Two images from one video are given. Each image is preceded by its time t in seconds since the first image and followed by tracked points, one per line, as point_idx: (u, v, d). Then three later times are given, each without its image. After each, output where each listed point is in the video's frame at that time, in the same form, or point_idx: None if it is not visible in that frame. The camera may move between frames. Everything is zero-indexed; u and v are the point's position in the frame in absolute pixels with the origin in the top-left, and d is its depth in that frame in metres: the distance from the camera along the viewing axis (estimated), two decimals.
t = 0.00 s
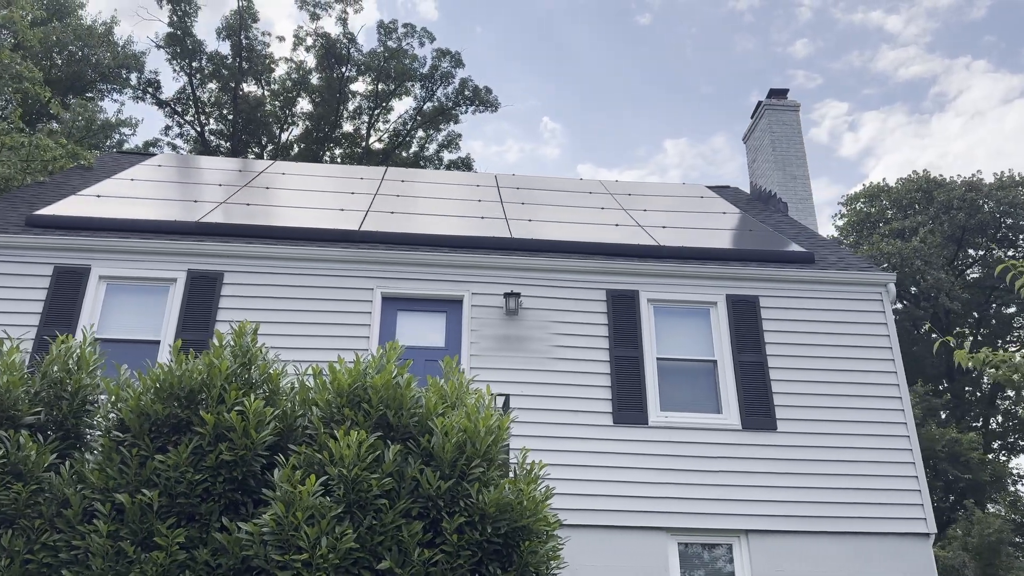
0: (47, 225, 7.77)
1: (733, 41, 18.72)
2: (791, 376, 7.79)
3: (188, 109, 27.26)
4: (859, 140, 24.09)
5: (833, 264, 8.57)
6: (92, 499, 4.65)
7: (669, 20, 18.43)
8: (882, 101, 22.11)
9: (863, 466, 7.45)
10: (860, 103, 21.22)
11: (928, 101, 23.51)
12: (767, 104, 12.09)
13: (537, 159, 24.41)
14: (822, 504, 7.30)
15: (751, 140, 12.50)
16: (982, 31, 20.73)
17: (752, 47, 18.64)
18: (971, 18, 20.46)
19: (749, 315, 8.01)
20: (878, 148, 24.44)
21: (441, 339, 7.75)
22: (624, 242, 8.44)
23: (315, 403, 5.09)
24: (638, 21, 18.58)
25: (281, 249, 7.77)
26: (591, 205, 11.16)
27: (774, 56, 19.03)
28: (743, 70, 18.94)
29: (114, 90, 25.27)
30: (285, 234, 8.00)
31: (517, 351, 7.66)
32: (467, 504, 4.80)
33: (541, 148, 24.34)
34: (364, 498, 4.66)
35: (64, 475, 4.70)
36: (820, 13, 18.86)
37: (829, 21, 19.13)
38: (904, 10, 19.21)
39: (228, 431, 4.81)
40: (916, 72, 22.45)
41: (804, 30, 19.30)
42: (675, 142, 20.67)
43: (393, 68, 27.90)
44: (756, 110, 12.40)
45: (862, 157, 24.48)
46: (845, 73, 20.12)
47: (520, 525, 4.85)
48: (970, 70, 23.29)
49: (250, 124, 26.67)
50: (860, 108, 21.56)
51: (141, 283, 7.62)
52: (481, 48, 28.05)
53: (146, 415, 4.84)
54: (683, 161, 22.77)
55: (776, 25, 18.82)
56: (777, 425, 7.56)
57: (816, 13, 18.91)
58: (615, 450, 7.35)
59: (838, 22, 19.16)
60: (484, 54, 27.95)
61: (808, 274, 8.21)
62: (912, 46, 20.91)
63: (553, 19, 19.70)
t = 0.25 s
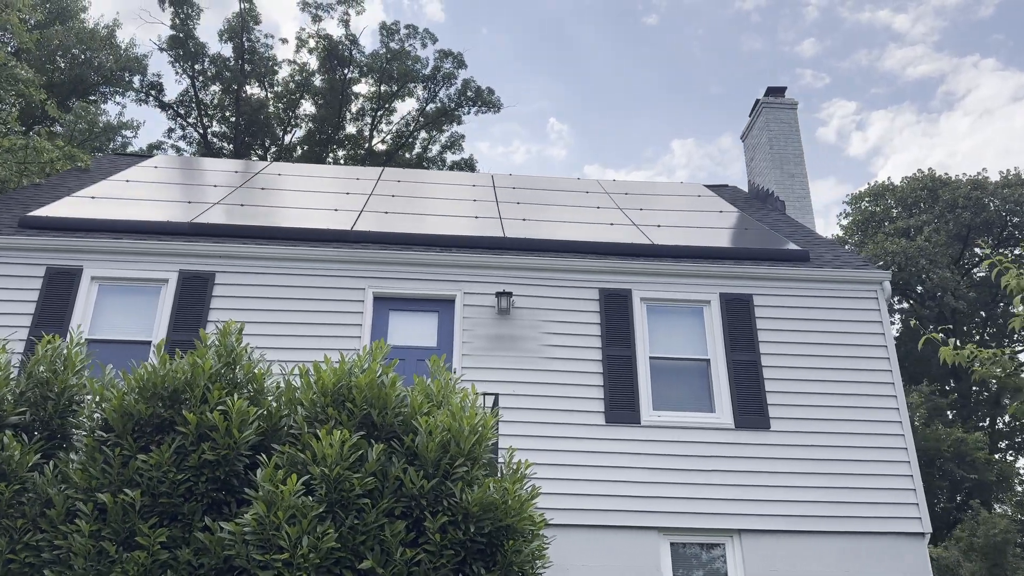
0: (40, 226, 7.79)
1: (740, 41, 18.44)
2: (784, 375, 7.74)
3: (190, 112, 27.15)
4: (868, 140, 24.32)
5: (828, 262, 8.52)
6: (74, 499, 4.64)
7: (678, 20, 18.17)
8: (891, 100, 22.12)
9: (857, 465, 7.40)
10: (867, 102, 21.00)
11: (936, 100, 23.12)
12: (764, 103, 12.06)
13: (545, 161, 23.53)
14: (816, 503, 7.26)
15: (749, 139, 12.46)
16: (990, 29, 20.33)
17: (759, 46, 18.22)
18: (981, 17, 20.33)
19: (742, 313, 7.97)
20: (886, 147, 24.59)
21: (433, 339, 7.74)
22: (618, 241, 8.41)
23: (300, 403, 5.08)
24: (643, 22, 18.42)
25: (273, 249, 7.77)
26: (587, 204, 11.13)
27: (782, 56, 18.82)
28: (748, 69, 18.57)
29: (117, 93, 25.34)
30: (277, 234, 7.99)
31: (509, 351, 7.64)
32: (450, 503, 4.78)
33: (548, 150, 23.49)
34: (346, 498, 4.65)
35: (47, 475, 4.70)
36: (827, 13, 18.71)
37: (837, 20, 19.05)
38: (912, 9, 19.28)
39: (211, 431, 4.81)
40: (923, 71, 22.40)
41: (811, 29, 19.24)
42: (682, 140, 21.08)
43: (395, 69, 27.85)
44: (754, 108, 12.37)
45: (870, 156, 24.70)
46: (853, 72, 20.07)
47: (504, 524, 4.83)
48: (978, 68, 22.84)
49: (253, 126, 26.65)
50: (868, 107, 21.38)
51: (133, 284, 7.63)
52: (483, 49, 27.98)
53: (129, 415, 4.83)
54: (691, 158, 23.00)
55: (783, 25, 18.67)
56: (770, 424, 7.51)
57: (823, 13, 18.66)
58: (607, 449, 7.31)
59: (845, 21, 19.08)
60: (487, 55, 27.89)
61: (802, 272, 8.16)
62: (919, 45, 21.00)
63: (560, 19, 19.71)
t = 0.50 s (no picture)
0: (34, 224, 7.81)
1: (749, 39, 18.42)
2: (778, 370, 7.70)
3: (193, 113, 27.04)
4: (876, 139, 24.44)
5: (823, 257, 8.47)
6: (60, 493, 4.65)
7: (686, 18, 18.07)
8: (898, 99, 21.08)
9: (851, 460, 7.36)
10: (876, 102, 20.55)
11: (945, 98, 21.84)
12: (762, 98, 12.04)
13: (551, 160, 23.92)
14: (809, 499, 7.22)
15: (747, 135, 12.42)
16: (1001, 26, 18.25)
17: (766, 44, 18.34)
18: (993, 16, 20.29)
19: (736, 309, 7.94)
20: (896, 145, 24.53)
21: (425, 336, 7.72)
22: (611, 237, 8.39)
23: (286, 398, 5.07)
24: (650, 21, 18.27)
25: (265, 246, 7.76)
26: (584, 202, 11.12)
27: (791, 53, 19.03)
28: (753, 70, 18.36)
29: (120, 94, 25.44)
30: (270, 232, 8.00)
31: (501, 347, 7.62)
32: (436, 497, 4.76)
33: (554, 149, 24.10)
34: (330, 492, 4.64)
35: (32, 471, 4.70)
36: (833, 10, 18.68)
37: (843, 18, 18.95)
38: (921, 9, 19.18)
39: (196, 426, 4.81)
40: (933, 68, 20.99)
41: (818, 28, 19.18)
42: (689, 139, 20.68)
43: (398, 70, 27.88)
44: (752, 105, 12.34)
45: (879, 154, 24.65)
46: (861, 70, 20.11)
47: (490, 519, 4.80)
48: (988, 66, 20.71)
49: (255, 125, 26.58)
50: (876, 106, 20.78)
51: (126, 282, 7.64)
52: (485, 48, 27.91)
53: (115, 410, 4.83)
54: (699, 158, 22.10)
55: (790, 23, 18.76)
56: (764, 419, 7.47)
57: (830, 11, 18.70)
58: (599, 445, 7.29)
59: (852, 19, 18.98)
60: (489, 54, 27.82)
61: (797, 267, 8.12)
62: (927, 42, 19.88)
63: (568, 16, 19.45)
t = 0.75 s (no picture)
0: (27, 224, 7.82)
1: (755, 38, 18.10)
2: (773, 368, 7.65)
3: (196, 115, 27.13)
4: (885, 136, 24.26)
5: (819, 254, 8.42)
6: (43, 493, 4.64)
7: (691, 19, 17.91)
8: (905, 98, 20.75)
9: (846, 459, 7.30)
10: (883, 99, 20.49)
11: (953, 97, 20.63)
12: (759, 96, 11.99)
13: (558, 160, 23.85)
14: (804, 497, 7.17)
15: (745, 133, 12.38)
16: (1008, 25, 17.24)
17: (772, 44, 18.12)
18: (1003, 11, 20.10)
19: (730, 307, 7.90)
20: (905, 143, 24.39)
21: (418, 335, 7.70)
22: (606, 235, 8.35)
23: (272, 397, 5.05)
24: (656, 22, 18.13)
25: (257, 245, 7.75)
26: (580, 200, 11.09)
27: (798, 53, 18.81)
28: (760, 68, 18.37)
29: (122, 97, 25.54)
30: (263, 231, 7.99)
31: (494, 346, 7.59)
32: (420, 496, 4.73)
33: (561, 149, 23.94)
34: (313, 492, 4.62)
35: (16, 471, 4.69)
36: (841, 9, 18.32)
37: (851, 16, 18.66)
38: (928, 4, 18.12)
39: (180, 426, 4.79)
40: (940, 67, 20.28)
41: (826, 26, 18.77)
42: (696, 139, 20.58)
43: (400, 70, 27.94)
44: (749, 102, 12.29)
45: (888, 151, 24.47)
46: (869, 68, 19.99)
47: (475, 518, 4.77)
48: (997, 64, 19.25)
49: (258, 126, 26.59)
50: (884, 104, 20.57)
51: (119, 282, 7.64)
52: (488, 48, 27.86)
53: (99, 410, 4.82)
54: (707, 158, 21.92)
55: (798, 23, 18.17)
56: (759, 418, 7.43)
57: (838, 9, 18.29)
58: (592, 444, 7.25)
59: (860, 16, 18.72)
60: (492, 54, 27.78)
61: (791, 264, 8.06)
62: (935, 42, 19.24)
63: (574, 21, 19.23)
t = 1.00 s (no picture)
0: (20, 224, 7.86)
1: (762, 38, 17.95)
2: (765, 365, 7.63)
3: (199, 116, 27.19)
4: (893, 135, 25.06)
5: (813, 251, 8.39)
6: (28, 491, 4.66)
7: (698, 19, 17.69)
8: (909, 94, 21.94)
9: (838, 456, 7.27)
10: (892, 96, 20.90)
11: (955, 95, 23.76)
12: (756, 93, 11.93)
13: (564, 160, 23.85)
14: (796, 495, 7.14)
15: (741, 130, 12.35)
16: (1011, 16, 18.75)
17: (779, 42, 18.02)
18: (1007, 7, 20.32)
19: (722, 304, 7.88)
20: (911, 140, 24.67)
21: (410, 333, 7.70)
22: (598, 233, 8.34)
23: (257, 394, 5.04)
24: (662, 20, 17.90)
25: (249, 244, 7.77)
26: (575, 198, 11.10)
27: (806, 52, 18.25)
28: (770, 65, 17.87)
29: (125, 99, 25.56)
30: (255, 230, 8.01)
31: (486, 344, 7.59)
32: (403, 493, 4.73)
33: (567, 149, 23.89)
34: (295, 489, 4.62)
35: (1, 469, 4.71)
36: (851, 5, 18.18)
37: (858, 13, 18.56)
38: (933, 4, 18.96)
39: (163, 424, 4.80)
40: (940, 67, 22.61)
41: (835, 23, 18.47)
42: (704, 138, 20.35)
43: (403, 71, 27.97)
44: (746, 99, 12.27)
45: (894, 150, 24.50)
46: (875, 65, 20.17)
47: (460, 514, 4.77)
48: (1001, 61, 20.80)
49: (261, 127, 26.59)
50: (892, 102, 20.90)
51: (113, 282, 7.67)
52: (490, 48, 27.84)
53: (84, 408, 4.83)
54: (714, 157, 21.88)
55: (805, 21, 18.00)
56: (750, 415, 7.41)
57: (847, 6, 18.20)
58: (583, 442, 7.24)
59: (868, 14, 18.71)
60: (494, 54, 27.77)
61: (784, 261, 8.04)
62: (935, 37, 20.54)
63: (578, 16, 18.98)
